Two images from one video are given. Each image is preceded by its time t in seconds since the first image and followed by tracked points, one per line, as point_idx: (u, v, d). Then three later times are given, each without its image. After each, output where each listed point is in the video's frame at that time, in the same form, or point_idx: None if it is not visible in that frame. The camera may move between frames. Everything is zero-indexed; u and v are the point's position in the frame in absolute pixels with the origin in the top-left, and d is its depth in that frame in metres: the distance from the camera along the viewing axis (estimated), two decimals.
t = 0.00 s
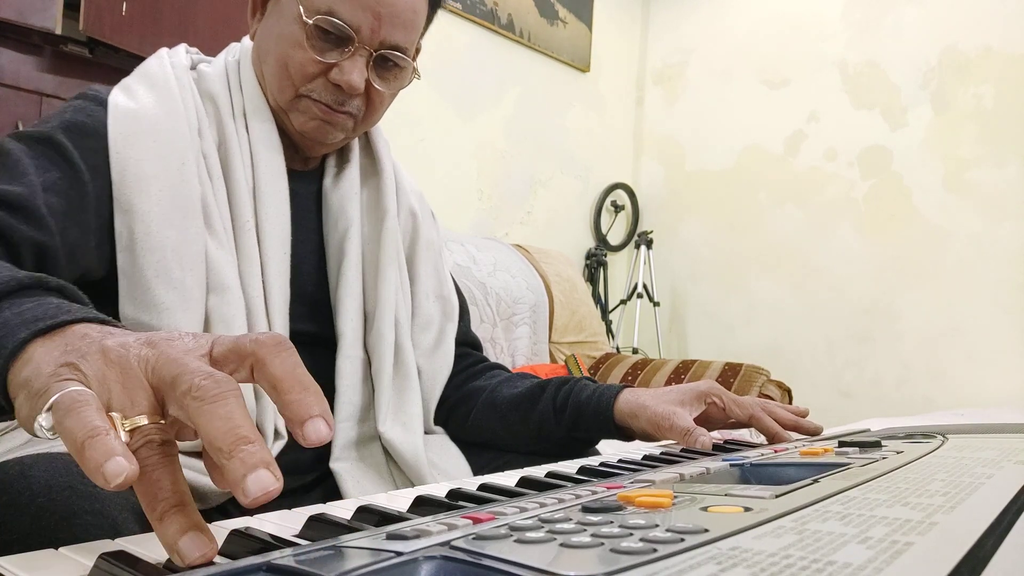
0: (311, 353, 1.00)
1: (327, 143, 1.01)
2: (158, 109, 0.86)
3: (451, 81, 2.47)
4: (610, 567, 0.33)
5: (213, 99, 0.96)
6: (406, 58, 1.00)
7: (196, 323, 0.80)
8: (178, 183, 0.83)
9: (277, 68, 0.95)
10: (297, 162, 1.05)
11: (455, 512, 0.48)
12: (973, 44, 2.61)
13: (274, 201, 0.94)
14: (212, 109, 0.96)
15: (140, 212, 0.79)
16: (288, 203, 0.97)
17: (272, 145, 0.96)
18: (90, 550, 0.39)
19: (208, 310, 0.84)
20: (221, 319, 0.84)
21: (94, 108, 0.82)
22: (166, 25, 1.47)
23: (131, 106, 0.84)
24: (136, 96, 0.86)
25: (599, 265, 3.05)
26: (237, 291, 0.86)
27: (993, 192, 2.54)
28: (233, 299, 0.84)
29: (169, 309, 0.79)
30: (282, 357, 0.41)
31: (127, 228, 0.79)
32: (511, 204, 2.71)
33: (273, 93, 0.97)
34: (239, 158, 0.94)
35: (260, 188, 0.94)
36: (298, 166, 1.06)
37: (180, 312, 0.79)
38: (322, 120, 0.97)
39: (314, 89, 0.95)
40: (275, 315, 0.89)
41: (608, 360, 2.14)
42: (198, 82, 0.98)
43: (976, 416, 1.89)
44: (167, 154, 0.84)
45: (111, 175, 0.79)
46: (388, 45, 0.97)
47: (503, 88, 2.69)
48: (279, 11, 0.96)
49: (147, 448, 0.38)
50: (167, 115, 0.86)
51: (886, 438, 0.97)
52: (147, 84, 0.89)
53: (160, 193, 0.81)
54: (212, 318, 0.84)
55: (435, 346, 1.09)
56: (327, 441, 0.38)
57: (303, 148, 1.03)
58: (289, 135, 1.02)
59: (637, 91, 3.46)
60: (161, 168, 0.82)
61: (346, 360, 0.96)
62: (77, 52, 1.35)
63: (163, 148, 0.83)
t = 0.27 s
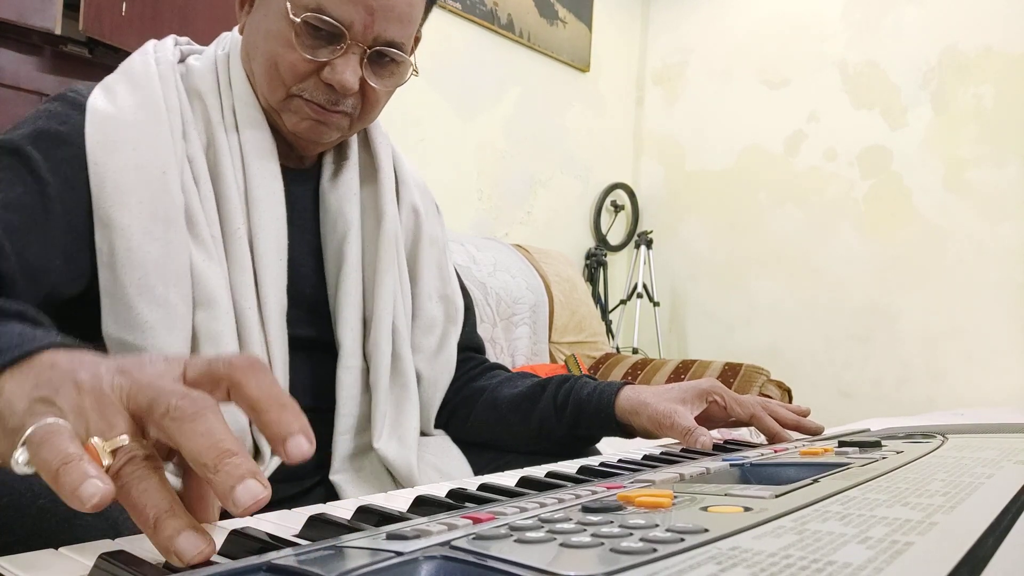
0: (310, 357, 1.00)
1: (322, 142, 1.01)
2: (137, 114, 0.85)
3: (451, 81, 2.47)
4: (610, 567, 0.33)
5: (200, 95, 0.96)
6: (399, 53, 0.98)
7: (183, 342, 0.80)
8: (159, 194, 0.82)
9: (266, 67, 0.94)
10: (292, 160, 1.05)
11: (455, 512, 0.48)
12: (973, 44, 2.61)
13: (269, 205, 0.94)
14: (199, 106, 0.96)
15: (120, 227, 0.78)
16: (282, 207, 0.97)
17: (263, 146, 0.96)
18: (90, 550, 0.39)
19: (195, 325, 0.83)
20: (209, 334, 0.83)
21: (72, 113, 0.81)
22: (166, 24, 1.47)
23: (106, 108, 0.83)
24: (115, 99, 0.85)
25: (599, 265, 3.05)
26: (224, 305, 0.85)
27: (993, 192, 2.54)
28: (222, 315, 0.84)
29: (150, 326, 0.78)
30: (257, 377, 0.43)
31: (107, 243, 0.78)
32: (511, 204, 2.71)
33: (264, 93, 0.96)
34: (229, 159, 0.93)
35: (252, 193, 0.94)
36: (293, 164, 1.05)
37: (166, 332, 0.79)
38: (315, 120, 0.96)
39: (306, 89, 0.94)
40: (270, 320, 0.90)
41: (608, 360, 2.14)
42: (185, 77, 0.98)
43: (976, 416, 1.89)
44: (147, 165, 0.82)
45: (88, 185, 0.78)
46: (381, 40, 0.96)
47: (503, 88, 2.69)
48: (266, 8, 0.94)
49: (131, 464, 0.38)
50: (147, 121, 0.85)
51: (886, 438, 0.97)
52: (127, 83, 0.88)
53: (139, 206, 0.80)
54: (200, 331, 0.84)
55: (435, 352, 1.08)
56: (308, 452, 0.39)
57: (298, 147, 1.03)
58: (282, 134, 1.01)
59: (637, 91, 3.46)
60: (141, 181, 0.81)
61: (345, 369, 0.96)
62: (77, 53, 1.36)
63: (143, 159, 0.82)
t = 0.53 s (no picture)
0: (308, 359, 1.01)
1: (314, 146, 1.00)
2: (124, 119, 0.85)
3: (451, 81, 2.47)
4: (611, 567, 0.33)
5: (191, 99, 0.96)
6: (390, 54, 0.96)
7: (173, 349, 0.80)
8: (149, 203, 0.82)
9: (254, 77, 0.93)
10: (285, 161, 1.04)
11: (455, 512, 0.48)
12: (973, 44, 2.61)
13: (265, 207, 0.95)
14: (191, 111, 0.96)
15: (110, 235, 0.78)
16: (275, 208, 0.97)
17: (254, 151, 0.96)
18: (91, 550, 0.39)
19: (186, 334, 0.83)
20: (200, 343, 0.83)
21: (59, 118, 0.81)
22: (166, 25, 1.47)
23: (94, 113, 0.83)
24: (104, 105, 0.85)
25: (599, 265, 3.05)
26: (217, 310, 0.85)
27: (993, 192, 2.54)
28: (212, 323, 0.84)
29: (140, 334, 0.78)
30: (285, 386, 0.53)
31: (97, 251, 0.78)
32: (511, 204, 2.71)
33: (253, 100, 0.95)
34: (218, 167, 0.93)
35: (243, 199, 0.94)
36: (287, 164, 1.05)
37: (158, 342, 0.79)
38: (306, 126, 0.95)
39: (295, 96, 0.93)
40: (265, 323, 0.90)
41: (608, 359, 2.14)
42: (175, 80, 0.97)
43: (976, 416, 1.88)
44: (137, 172, 0.82)
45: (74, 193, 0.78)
46: (370, 43, 0.93)
47: (503, 88, 2.69)
48: (252, 10, 0.92)
49: (178, 411, 0.44)
50: (136, 127, 0.85)
51: (886, 438, 0.97)
52: (116, 85, 0.88)
53: (128, 214, 0.80)
54: (191, 340, 0.83)
55: (435, 354, 1.08)
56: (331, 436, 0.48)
57: (290, 150, 1.02)
58: (274, 137, 1.01)
59: (637, 91, 3.46)
60: (131, 188, 0.81)
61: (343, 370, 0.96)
62: (78, 53, 1.36)
63: (134, 166, 0.82)
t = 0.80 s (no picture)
0: (309, 355, 1.00)
1: (318, 143, 1.00)
2: (136, 112, 0.87)
3: (451, 81, 2.47)
4: (610, 567, 0.33)
5: (197, 97, 0.97)
6: (392, 51, 0.96)
7: (182, 334, 0.80)
8: (157, 191, 0.83)
9: (259, 72, 0.94)
10: (288, 159, 1.05)
11: (455, 512, 0.48)
12: (973, 44, 2.61)
13: (263, 199, 0.94)
14: (198, 109, 0.96)
15: (119, 222, 0.80)
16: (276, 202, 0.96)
17: (256, 145, 0.95)
18: (91, 550, 0.39)
19: (191, 321, 0.83)
20: (205, 331, 0.83)
21: (73, 114, 0.84)
22: (166, 25, 1.47)
23: (106, 109, 0.85)
24: (116, 100, 0.87)
25: (598, 265, 3.05)
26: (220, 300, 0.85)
27: (993, 192, 2.54)
28: (216, 309, 0.84)
29: (144, 317, 0.78)
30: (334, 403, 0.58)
31: (107, 240, 0.80)
32: (511, 204, 2.71)
33: (258, 96, 0.96)
34: (223, 162, 0.93)
35: (246, 189, 0.93)
36: (290, 163, 1.05)
37: (163, 326, 0.79)
38: (310, 122, 0.96)
39: (300, 92, 0.94)
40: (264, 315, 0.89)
41: (608, 359, 2.14)
42: (183, 79, 0.98)
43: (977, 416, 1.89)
44: (145, 163, 0.84)
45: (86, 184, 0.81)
46: (373, 40, 0.94)
47: (503, 89, 2.69)
48: (257, 11, 0.93)
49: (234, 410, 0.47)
50: (146, 118, 0.87)
51: (886, 438, 0.97)
52: (128, 83, 0.90)
53: (136, 203, 0.81)
54: (197, 328, 0.83)
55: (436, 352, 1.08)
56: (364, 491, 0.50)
57: (294, 147, 1.03)
58: (279, 134, 1.01)
59: (637, 91, 3.46)
60: (139, 176, 0.83)
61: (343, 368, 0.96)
62: (77, 53, 1.35)
63: (142, 155, 0.84)
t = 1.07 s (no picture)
0: (312, 353, 1.00)
1: (332, 144, 1.02)
2: (162, 108, 0.88)
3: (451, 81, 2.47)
4: (610, 567, 0.33)
5: (220, 100, 0.97)
6: (406, 57, 0.99)
7: (199, 319, 0.80)
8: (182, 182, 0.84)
9: (279, 73, 0.96)
10: (301, 162, 1.06)
11: (455, 512, 0.48)
12: (973, 44, 2.61)
13: (274, 199, 0.94)
14: (218, 112, 0.97)
15: (145, 210, 0.81)
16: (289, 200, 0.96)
17: (274, 149, 0.96)
18: (89, 550, 0.39)
19: (209, 308, 0.83)
20: (222, 317, 0.83)
21: (102, 110, 0.85)
22: (168, 25, 1.46)
23: (136, 105, 0.86)
24: (142, 96, 0.88)
25: (599, 265, 3.05)
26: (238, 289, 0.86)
27: (993, 193, 2.54)
28: (235, 295, 0.85)
29: (166, 301, 0.79)
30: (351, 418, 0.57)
31: (132, 226, 0.81)
32: (511, 205, 2.71)
33: (276, 96, 0.97)
34: (240, 158, 0.94)
35: (263, 185, 0.94)
36: (302, 166, 1.06)
37: (184, 309, 0.79)
38: (326, 122, 0.97)
39: (317, 93, 0.95)
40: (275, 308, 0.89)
41: (608, 360, 2.14)
42: (205, 84, 0.99)
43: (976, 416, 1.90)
44: (171, 155, 0.85)
45: (116, 175, 0.82)
46: (388, 45, 0.96)
47: (503, 89, 2.69)
48: (280, 18, 0.96)
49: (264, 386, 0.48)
50: (173, 114, 0.88)
51: (886, 438, 0.97)
52: (154, 82, 0.91)
53: (162, 192, 0.83)
54: (214, 315, 0.84)
55: (437, 348, 1.08)
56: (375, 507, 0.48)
57: (308, 149, 1.04)
58: (293, 135, 1.02)
59: (637, 92, 3.46)
60: (165, 168, 0.84)
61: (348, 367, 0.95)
62: (77, 53, 1.36)
63: (168, 147, 0.85)
